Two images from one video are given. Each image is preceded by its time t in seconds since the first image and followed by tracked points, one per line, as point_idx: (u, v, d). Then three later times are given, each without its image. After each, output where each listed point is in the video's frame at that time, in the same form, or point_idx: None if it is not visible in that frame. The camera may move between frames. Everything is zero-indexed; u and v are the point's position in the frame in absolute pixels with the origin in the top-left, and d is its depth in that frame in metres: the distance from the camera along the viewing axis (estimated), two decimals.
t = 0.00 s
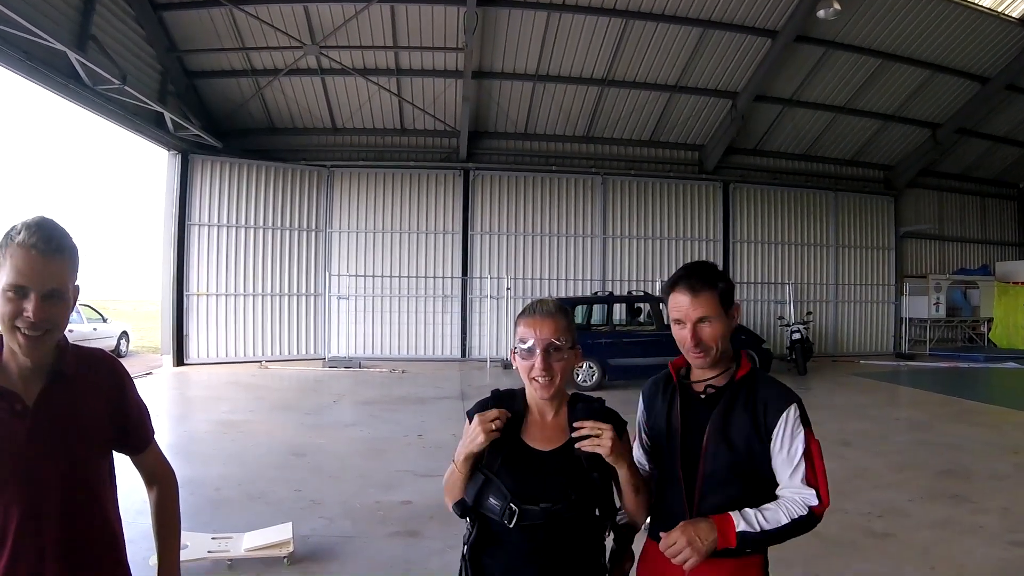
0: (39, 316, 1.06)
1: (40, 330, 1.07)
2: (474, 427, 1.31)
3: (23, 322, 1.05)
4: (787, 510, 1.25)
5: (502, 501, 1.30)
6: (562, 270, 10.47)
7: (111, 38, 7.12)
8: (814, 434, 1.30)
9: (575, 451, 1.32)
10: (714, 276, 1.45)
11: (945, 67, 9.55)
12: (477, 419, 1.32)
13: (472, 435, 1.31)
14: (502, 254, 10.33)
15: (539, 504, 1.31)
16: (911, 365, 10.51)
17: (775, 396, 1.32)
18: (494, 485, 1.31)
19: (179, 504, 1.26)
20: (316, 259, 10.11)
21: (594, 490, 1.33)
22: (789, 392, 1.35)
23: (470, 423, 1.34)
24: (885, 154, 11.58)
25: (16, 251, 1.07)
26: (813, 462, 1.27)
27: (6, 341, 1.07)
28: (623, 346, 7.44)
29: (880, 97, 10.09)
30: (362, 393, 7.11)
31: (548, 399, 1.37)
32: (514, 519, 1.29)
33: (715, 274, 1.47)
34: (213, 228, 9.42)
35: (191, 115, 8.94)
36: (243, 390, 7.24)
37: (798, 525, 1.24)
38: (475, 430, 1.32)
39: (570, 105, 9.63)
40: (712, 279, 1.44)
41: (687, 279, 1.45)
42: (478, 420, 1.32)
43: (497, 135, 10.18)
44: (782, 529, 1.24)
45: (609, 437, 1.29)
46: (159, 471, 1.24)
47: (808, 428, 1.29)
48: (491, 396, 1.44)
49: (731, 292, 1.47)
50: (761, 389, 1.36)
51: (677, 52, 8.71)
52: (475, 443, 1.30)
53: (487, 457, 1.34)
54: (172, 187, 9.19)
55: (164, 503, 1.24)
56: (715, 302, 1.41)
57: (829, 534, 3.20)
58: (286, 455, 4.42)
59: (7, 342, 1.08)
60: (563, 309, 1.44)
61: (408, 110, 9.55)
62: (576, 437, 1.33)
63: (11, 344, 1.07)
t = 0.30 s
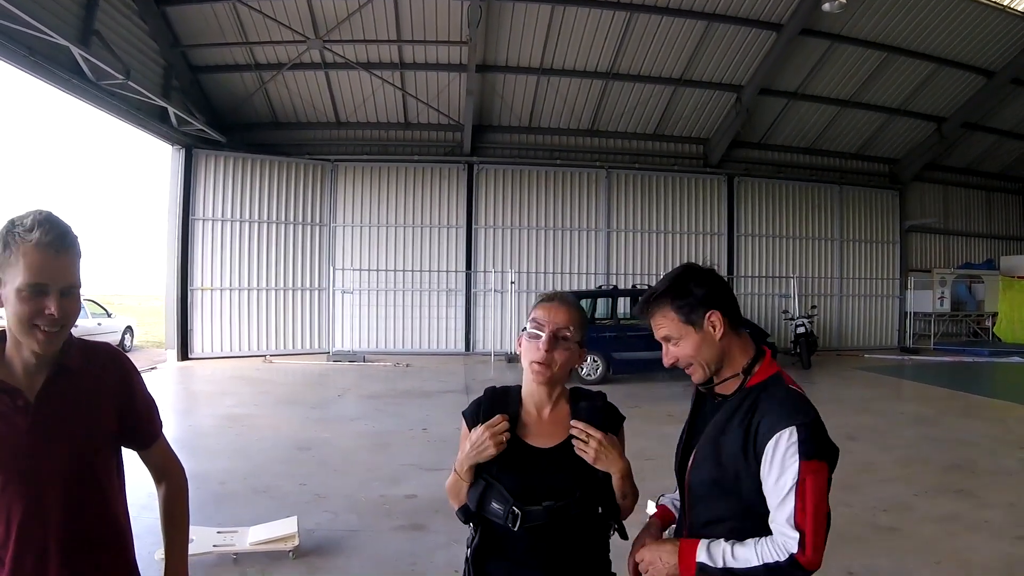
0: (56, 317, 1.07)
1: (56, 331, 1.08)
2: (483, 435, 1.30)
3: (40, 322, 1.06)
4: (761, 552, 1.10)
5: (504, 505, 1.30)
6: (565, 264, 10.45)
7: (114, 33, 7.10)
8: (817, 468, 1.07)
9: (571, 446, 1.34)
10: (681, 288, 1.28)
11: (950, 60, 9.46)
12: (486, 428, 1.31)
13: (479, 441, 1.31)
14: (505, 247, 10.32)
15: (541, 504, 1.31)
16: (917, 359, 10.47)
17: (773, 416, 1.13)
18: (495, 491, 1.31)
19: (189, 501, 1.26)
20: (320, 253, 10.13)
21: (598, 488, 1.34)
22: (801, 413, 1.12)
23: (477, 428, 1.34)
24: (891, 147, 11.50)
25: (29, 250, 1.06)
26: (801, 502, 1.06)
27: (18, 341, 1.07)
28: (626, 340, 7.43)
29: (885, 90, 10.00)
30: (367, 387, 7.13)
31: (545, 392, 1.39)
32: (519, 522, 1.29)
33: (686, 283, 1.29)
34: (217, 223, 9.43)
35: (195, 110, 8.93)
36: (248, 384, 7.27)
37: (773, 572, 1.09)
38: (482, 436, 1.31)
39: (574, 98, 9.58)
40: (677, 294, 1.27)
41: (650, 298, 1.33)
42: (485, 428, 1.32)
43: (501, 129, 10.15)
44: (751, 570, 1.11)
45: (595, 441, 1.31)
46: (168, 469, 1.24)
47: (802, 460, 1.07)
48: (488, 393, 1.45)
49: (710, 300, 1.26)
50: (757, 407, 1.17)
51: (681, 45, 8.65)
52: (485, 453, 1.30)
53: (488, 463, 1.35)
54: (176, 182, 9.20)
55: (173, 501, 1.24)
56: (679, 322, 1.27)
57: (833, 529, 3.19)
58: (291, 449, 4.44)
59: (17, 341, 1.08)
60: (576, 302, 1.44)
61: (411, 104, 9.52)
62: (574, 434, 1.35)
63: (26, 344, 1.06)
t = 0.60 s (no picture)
0: (84, 320, 1.10)
1: (77, 332, 1.10)
2: (487, 433, 1.30)
3: (70, 326, 1.08)
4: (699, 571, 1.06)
5: (510, 502, 1.30)
6: (569, 261, 10.44)
7: (118, 30, 7.09)
8: (780, 505, 0.96)
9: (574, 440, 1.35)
10: (684, 303, 1.15)
11: (956, 58, 9.39)
12: (490, 424, 1.31)
13: (483, 440, 1.30)
14: (509, 245, 10.32)
15: (546, 500, 1.31)
16: (921, 358, 10.44)
17: (759, 435, 1.03)
18: (500, 489, 1.31)
19: (192, 499, 1.26)
20: (324, 250, 10.14)
21: (603, 484, 1.35)
22: (791, 442, 0.99)
23: (481, 426, 1.33)
24: (896, 146, 11.44)
25: (63, 254, 1.06)
26: (752, 533, 0.97)
27: (39, 341, 1.06)
28: (630, 338, 7.42)
29: (891, 88, 9.94)
30: (370, 384, 7.14)
31: (547, 389, 1.39)
32: (524, 519, 1.29)
33: (688, 296, 1.16)
34: (222, 220, 9.45)
35: (200, 107, 8.94)
36: (252, 381, 7.29)
37: None
38: (486, 434, 1.31)
39: (578, 95, 9.55)
40: (677, 312, 1.16)
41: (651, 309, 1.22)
42: (489, 426, 1.31)
43: (505, 126, 10.15)
44: None
45: (602, 437, 1.30)
46: (172, 466, 1.25)
47: (765, 489, 0.97)
48: (489, 393, 1.45)
49: (713, 319, 1.12)
50: (749, 426, 1.07)
51: (685, 42, 8.61)
52: (490, 451, 1.29)
53: (492, 461, 1.34)
54: (180, 178, 9.21)
55: (177, 498, 1.24)
56: (680, 341, 1.17)
57: (837, 528, 3.18)
58: (295, 446, 4.45)
59: (37, 341, 1.07)
60: (570, 299, 1.44)
61: (416, 101, 9.52)
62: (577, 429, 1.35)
63: (51, 344, 1.07)
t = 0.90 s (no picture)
0: (96, 322, 1.10)
1: (88, 335, 1.10)
2: (487, 434, 1.29)
3: (82, 329, 1.08)
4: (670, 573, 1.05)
5: (513, 503, 1.30)
6: (571, 262, 10.44)
7: (119, 32, 7.10)
8: (743, 526, 0.94)
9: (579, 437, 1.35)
10: (678, 312, 1.14)
11: (958, 57, 9.36)
12: (489, 426, 1.30)
13: (483, 441, 1.29)
14: (512, 246, 10.32)
15: (548, 499, 1.32)
16: (925, 358, 10.41)
17: (740, 453, 1.01)
18: (503, 489, 1.31)
19: (194, 501, 1.25)
20: (327, 252, 10.16)
21: (606, 483, 1.34)
22: (767, 465, 0.96)
23: (481, 428, 1.31)
24: (898, 145, 11.40)
25: (76, 258, 1.07)
26: (714, 547, 0.97)
27: (51, 344, 1.07)
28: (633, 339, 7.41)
29: (893, 88, 9.91)
30: (373, 385, 7.15)
31: (548, 388, 1.38)
32: (527, 519, 1.29)
33: (683, 305, 1.14)
34: (225, 222, 9.47)
35: (202, 109, 8.96)
36: (255, 383, 7.29)
37: None
38: (486, 435, 1.30)
39: (580, 96, 9.55)
40: (672, 323, 1.14)
41: (647, 315, 1.21)
42: (489, 427, 1.30)
43: (507, 127, 10.15)
44: None
45: (616, 432, 1.30)
46: (174, 466, 1.24)
47: (730, 509, 0.96)
48: (491, 393, 1.44)
49: (707, 330, 1.10)
50: (736, 439, 1.06)
51: (687, 42, 8.60)
52: (490, 452, 1.28)
53: (494, 462, 1.34)
54: (182, 180, 9.23)
55: (178, 499, 1.23)
56: (676, 351, 1.16)
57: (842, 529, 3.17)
58: (298, 448, 4.45)
59: (47, 344, 1.08)
60: (567, 299, 1.44)
61: (418, 103, 9.52)
62: (582, 426, 1.36)
63: (62, 347, 1.07)
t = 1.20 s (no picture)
0: (104, 317, 1.10)
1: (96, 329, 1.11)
2: (492, 428, 1.28)
3: (92, 323, 1.08)
4: (677, 555, 1.06)
5: (516, 498, 1.30)
6: (578, 258, 10.42)
7: (127, 26, 7.11)
8: (747, 513, 0.94)
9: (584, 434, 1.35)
10: (698, 303, 1.13)
11: (967, 54, 9.24)
12: (496, 420, 1.29)
13: (487, 435, 1.29)
14: (519, 241, 10.32)
15: (553, 497, 1.32)
16: (932, 356, 10.35)
17: (752, 444, 1.00)
18: (507, 484, 1.31)
19: (199, 493, 1.26)
20: (333, 246, 10.18)
21: (612, 484, 1.32)
22: (776, 456, 0.95)
23: (487, 423, 1.31)
24: (907, 142, 11.29)
25: (87, 252, 1.07)
26: (719, 532, 0.97)
27: (60, 338, 1.07)
28: (640, 335, 7.40)
29: (902, 84, 9.81)
30: (379, 380, 7.17)
31: (550, 381, 1.39)
32: (530, 514, 1.29)
33: (703, 296, 1.14)
34: (232, 216, 9.50)
35: (209, 103, 8.97)
36: (262, 376, 7.33)
37: None
38: (491, 429, 1.29)
39: (587, 91, 9.52)
40: (691, 313, 1.14)
41: (666, 307, 1.21)
42: (494, 420, 1.29)
43: (514, 122, 10.12)
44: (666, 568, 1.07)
45: (622, 422, 1.29)
46: (179, 458, 1.25)
47: (737, 495, 0.96)
48: (493, 387, 1.44)
49: (728, 320, 1.10)
50: (748, 431, 1.05)
51: (695, 38, 8.54)
52: (495, 446, 1.27)
53: (498, 457, 1.35)
54: (190, 174, 9.26)
55: (183, 492, 1.24)
56: (695, 342, 1.16)
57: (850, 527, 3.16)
58: (305, 442, 4.48)
59: (55, 337, 1.08)
60: (565, 291, 1.45)
61: (425, 97, 9.51)
62: (586, 421, 1.36)
63: (70, 340, 1.07)
